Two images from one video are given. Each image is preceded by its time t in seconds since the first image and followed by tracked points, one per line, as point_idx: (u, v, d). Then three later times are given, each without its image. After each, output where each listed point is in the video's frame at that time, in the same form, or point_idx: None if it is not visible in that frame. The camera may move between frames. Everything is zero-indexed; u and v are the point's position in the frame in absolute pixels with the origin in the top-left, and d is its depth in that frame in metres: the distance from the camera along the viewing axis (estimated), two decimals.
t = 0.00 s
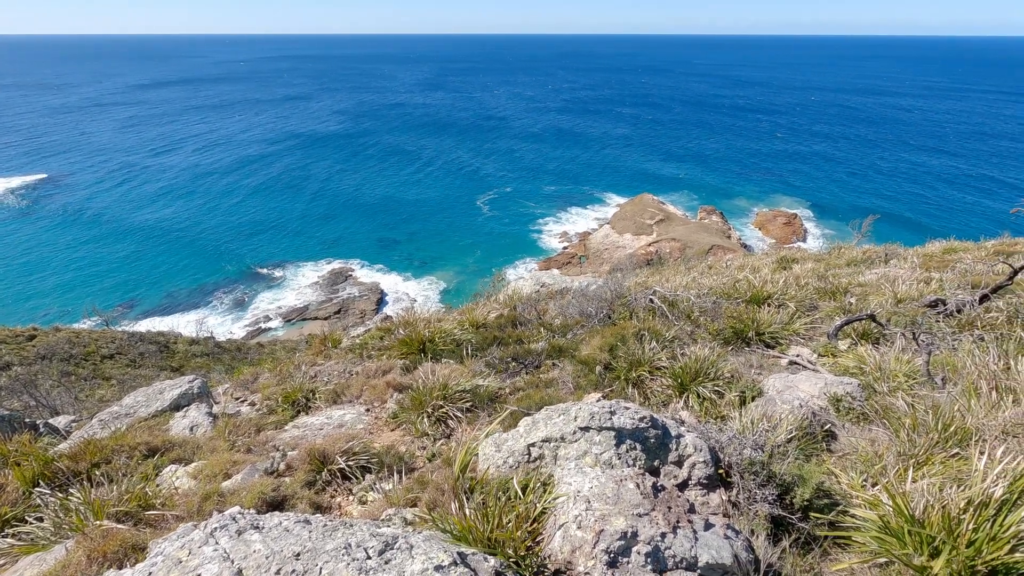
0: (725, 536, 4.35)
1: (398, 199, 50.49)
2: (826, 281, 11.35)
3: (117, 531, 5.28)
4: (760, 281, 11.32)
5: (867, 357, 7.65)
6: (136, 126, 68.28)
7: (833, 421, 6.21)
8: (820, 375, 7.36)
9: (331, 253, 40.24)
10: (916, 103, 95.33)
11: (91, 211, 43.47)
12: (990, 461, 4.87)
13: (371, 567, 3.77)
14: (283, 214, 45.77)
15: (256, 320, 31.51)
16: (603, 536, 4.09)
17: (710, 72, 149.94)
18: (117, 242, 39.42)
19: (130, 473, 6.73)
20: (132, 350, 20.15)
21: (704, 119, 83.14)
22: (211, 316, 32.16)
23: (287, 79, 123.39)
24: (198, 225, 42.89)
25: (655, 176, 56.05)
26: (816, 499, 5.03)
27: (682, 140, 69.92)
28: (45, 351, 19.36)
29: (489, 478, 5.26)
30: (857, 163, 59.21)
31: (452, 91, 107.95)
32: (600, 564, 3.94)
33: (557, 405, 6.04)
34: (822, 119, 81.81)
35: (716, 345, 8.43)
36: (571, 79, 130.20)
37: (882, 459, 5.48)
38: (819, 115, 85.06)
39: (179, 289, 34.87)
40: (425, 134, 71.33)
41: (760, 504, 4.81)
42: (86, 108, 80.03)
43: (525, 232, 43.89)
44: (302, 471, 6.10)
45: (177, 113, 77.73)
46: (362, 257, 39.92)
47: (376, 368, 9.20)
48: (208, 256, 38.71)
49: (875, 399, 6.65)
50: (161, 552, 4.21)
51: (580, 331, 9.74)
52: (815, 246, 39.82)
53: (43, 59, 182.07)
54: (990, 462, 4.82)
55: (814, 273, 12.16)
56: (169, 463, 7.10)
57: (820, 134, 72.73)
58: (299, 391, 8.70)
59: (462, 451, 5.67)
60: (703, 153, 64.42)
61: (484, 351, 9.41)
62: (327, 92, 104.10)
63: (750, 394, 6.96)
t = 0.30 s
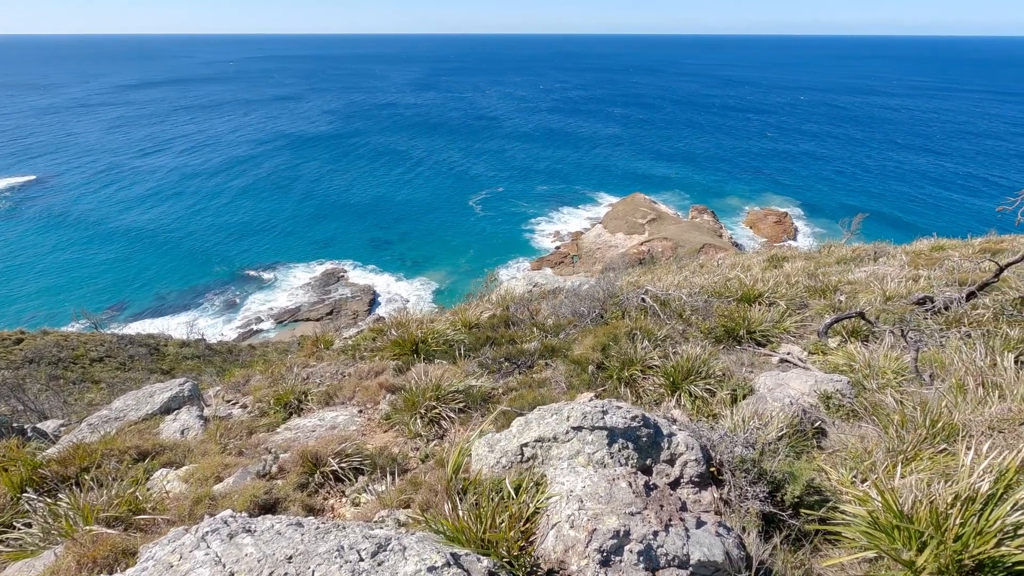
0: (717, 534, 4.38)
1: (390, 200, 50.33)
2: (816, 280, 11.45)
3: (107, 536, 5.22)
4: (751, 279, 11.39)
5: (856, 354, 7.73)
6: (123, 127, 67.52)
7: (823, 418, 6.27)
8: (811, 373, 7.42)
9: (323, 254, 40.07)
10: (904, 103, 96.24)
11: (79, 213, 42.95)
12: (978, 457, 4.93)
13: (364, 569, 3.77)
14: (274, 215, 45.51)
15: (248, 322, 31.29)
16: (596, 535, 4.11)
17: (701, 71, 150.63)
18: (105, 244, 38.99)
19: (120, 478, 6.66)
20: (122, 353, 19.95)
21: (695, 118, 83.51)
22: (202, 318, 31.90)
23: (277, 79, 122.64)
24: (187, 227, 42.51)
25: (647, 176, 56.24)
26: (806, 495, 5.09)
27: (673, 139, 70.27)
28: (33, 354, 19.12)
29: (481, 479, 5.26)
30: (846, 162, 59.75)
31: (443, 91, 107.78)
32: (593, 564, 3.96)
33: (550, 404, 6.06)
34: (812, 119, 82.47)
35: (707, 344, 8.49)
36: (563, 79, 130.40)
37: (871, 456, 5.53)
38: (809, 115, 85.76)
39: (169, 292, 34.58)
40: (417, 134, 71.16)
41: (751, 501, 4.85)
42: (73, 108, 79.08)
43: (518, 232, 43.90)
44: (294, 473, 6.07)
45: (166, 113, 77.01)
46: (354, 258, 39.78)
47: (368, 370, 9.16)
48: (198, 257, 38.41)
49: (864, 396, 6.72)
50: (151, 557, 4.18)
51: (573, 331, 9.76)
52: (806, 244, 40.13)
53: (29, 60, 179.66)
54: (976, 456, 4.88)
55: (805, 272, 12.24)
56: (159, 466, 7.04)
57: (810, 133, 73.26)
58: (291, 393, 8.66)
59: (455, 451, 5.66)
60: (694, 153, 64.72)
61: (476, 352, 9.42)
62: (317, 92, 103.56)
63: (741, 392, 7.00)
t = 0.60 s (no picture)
0: (709, 532, 4.40)
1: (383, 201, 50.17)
2: (807, 278, 11.53)
3: (96, 541, 5.17)
4: (742, 278, 11.44)
5: (846, 352, 7.78)
6: (112, 128, 66.89)
7: (814, 415, 6.31)
8: (801, 371, 7.47)
9: (316, 255, 39.88)
10: (893, 102, 97.20)
11: (66, 215, 42.46)
12: (965, 452, 4.98)
13: (355, 572, 3.75)
14: (266, 216, 45.28)
15: (239, 324, 31.07)
16: (588, 535, 4.11)
17: (692, 72, 151.34)
18: (94, 247, 38.59)
19: (109, 482, 6.58)
20: (112, 356, 19.74)
21: (686, 118, 83.89)
22: (193, 320, 31.64)
23: (268, 80, 121.99)
24: (178, 229, 42.18)
25: (640, 176, 56.43)
26: (797, 492, 5.13)
27: (665, 139, 70.52)
28: (21, 358, 18.90)
29: (474, 479, 5.25)
30: (836, 162, 60.24)
31: (435, 91, 107.58)
32: (585, 563, 3.96)
33: (542, 405, 6.05)
34: (802, 118, 83.05)
35: (699, 343, 8.52)
36: (555, 79, 130.55)
37: (862, 452, 5.58)
38: (799, 114, 86.36)
39: (160, 294, 34.31)
40: (410, 135, 71.01)
41: (742, 499, 4.87)
42: (60, 109, 78.20)
43: (511, 232, 43.89)
44: (286, 476, 6.03)
45: (156, 113, 76.38)
46: (346, 259, 39.64)
47: (361, 371, 9.13)
48: (189, 259, 38.12)
49: (855, 393, 6.77)
50: (140, 562, 4.14)
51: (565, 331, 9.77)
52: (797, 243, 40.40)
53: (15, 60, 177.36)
54: (964, 452, 4.92)
55: (795, 271, 12.32)
56: (149, 470, 6.96)
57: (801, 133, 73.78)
58: (283, 395, 8.61)
59: (447, 452, 5.65)
60: (686, 152, 64.98)
61: (469, 352, 9.41)
62: (309, 92, 103.11)
63: (732, 390, 7.04)
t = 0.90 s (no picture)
0: (702, 530, 4.42)
1: (375, 202, 50.02)
2: (798, 277, 11.63)
3: (85, 546, 5.11)
4: (734, 277, 11.50)
5: (837, 350, 7.84)
6: (101, 128, 66.27)
7: (804, 413, 6.36)
8: (793, 369, 7.52)
9: (308, 256, 39.70)
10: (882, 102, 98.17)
11: (55, 218, 42.00)
12: (953, 448, 5.03)
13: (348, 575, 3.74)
14: (258, 218, 45.01)
15: (231, 326, 30.85)
16: (582, 534, 4.11)
17: (683, 72, 152.10)
18: (83, 249, 38.20)
19: (99, 486, 6.52)
20: (102, 359, 19.55)
21: (678, 118, 84.32)
22: (184, 322, 31.38)
23: (260, 80, 121.39)
24: (168, 231, 41.86)
25: (632, 176, 56.62)
26: (788, 490, 5.16)
27: (657, 140, 70.82)
28: (8, 362, 18.67)
29: (467, 479, 5.25)
30: (825, 161, 60.75)
31: (428, 92, 107.42)
32: (579, 563, 3.97)
33: (536, 404, 6.06)
34: (792, 118, 83.69)
35: (692, 342, 8.56)
36: (547, 80, 130.79)
37: (853, 449, 5.61)
38: (789, 114, 87.02)
39: (150, 296, 34.04)
40: (403, 135, 70.93)
41: (735, 497, 4.90)
42: (48, 110, 77.35)
43: (504, 232, 43.90)
44: (278, 479, 6.00)
45: (146, 114, 75.79)
46: (339, 260, 39.52)
47: (354, 372, 9.10)
48: (180, 261, 37.85)
49: (845, 391, 6.84)
50: (129, 567, 4.11)
51: (559, 331, 9.78)
52: (788, 242, 40.69)
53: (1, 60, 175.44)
54: (953, 449, 4.97)
55: (787, 269, 12.40)
56: (140, 474, 6.91)
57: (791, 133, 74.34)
58: (275, 398, 8.57)
59: (440, 453, 5.63)
60: (678, 152, 65.30)
61: (462, 353, 9.41)
62: (301, 93, 102.67)
63: (725, 388, 7.08)
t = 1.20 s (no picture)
0: (693, 528, 4.43)
1: (368, 203, 49.84)
2: (789, 276, 11.72)
3: (73, 551, 5.06)
4: (726, 277, 11.56)
5: (827, 348, 7.90)
6: (89, 130, 65.63)
7: (796, 411, 6.40)
8: (783, 367, 7.56)
9: (301, 258, 39.54)
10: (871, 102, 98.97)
11: (42, 220, 41.54)
12: (940, 445, 5.07)
13: None
14: (250, 220, 44.77)
15: (223, 328, 30.65)
16: (574, 533, 4.12)
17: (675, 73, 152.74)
18: (71, 252, 37.86)
19: (89, 491, 6.45)
20: (92, 363, 19.36)
21: (670, 118, 84.64)
22: (175, 325, 31.16)
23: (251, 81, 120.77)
24: (159, 233, 41.61)
25: (625, 176, 56.79)
26: (779, 487, 5.18)
27: (650, 140, 71.07)
28: None
29: (459, 481, 5.25)
30: (816, 161, 61.16)
31: (421, 92, 107.31)
32: (570, 563, 3.98)
33: (528, 404, 6.06)
34: (783, 119, 84.28)
35: (684, 341, 8.60)
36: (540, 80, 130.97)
37: (842, 446, 5.66)
38: (780, 115, 87.64)
39: (141, 298, 33.81)
40: (396, 136, 70.77)
41: (726, 496, 4.93)
42: (35, 111, 76.53)
43: (498, 233, 43.91)
44: (270, 481, 5.98)
45: (136, 116, 75.19)
46: (332, 261, 39.40)
47: (346, 374, 9.07)
48: (171, 263, 37.60)
49: (835, 389, 6.87)
50: (118, 572, 4.07)
51: (552, 331, 9.81)
52: (780, 242, 40.94)
53: None
54: (940, 445, 5.03)
55: (778, 268, 12.49)
56: (131, 478, 6.85)
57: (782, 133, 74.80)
58: (267, 400, 8.53)
59: (433, 454, 5.62)
60: (671, 153, 65.56)
61: (455, 353, 9.39)
62: (292, 94, 102.27)
63: (716, 388, 7.12)
